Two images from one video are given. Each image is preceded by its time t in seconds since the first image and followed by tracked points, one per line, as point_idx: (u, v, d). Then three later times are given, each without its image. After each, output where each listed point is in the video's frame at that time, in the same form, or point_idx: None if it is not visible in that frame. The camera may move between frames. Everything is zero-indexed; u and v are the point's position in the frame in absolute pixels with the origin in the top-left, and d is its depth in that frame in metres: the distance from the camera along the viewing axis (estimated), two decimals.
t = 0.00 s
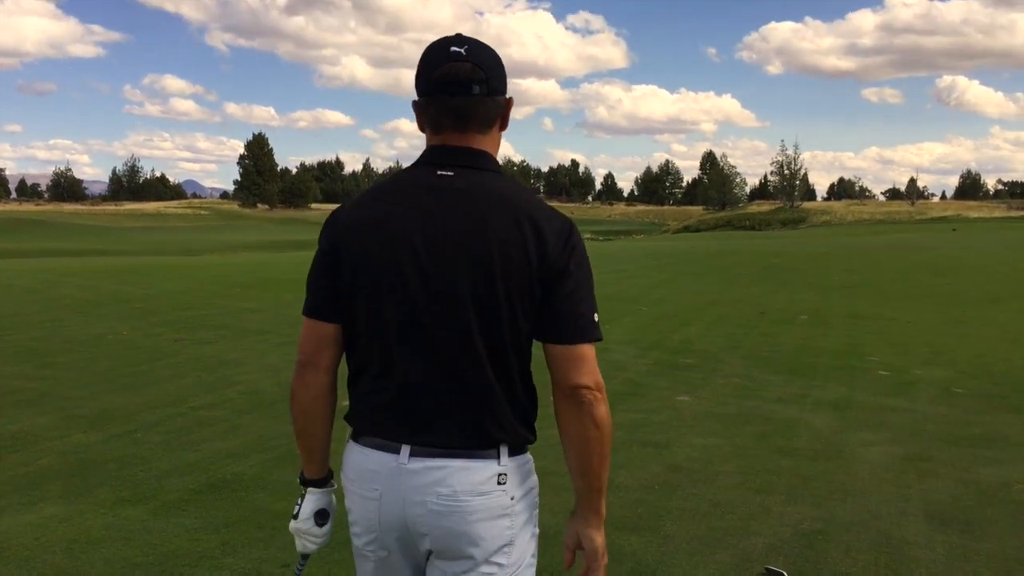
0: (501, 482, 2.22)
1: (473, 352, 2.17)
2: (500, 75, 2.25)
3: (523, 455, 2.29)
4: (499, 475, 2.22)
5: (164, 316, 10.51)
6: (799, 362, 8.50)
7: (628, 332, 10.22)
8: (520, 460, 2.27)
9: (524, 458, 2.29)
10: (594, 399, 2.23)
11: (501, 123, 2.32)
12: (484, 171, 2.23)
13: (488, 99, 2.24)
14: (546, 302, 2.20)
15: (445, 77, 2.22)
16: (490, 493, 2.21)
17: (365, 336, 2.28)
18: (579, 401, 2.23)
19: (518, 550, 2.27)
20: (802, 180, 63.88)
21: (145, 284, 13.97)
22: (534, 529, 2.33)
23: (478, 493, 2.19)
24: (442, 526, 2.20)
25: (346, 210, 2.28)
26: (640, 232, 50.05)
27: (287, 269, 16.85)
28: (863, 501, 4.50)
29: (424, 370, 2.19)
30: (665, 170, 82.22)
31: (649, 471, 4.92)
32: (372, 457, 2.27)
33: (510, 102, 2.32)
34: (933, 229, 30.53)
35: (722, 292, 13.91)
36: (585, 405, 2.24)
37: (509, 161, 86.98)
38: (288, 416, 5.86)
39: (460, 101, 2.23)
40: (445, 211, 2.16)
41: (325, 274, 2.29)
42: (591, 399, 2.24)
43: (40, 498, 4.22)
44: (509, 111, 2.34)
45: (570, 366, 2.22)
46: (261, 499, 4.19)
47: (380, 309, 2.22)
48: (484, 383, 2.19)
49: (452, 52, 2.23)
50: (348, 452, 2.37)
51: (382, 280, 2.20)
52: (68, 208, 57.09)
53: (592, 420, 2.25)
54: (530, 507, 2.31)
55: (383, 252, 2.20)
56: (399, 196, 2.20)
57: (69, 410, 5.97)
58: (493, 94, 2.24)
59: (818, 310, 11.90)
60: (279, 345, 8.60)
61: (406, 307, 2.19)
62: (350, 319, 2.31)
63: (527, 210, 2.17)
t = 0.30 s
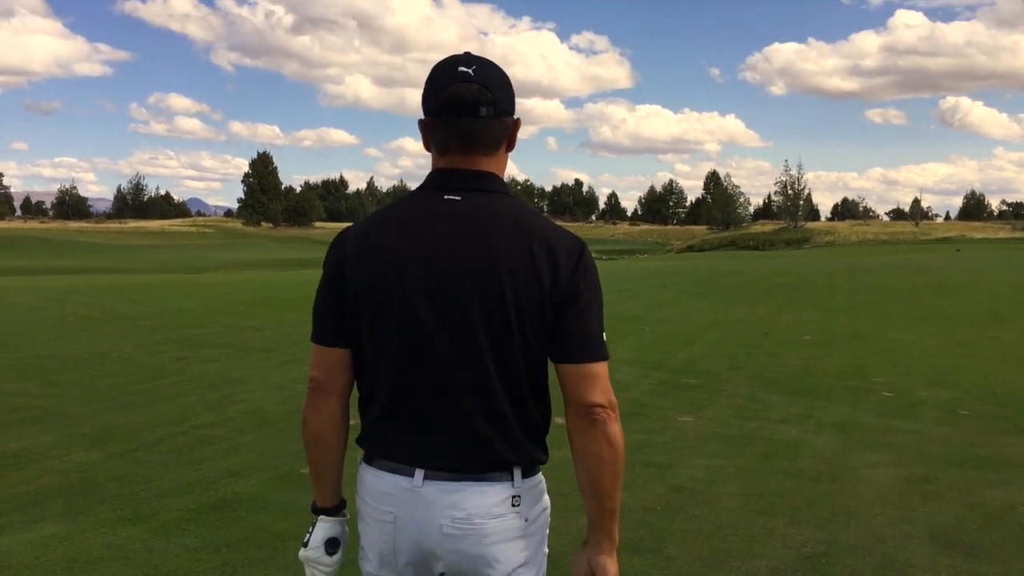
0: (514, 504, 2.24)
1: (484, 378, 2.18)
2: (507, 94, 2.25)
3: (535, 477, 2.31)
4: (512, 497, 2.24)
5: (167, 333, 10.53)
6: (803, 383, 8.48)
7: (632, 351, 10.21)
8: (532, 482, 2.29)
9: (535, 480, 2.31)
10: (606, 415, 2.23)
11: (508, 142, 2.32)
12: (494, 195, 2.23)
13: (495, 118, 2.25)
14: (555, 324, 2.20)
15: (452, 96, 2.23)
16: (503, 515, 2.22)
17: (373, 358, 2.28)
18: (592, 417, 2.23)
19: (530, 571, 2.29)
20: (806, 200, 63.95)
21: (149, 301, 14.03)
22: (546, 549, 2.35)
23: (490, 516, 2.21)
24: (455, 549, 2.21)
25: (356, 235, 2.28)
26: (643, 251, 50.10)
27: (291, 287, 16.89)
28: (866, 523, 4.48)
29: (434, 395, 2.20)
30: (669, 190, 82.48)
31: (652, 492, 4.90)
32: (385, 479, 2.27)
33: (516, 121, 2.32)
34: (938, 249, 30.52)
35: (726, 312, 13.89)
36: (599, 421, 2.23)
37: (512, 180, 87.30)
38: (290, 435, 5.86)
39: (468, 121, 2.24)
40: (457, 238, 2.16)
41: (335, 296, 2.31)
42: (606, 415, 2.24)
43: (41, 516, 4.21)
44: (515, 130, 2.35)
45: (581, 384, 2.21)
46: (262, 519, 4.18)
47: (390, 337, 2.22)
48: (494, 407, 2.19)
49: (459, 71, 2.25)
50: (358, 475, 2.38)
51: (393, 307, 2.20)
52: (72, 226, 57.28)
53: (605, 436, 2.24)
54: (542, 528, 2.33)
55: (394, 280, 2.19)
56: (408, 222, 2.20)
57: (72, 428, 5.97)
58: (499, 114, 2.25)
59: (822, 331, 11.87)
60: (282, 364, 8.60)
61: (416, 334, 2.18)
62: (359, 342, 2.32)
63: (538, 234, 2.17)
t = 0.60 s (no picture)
0: (525, 512, 2.24)
1: (491, 388, 2.15)
2: (501, 102, 2.27)
3: (544, 483, 2.32)
4: (523, 505, 2.24)
5: (167, 340, 10.53)
6: (803, 392, 8.47)
7: (632, 359, 10.21)
8: (542, 488, 2.31)
9: (544, 486, 2.32)
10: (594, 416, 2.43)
11: (503, 150, 2.34)
12: (498, 205, 2.23)
13: (490, 125, 2.26)
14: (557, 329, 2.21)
15: (447, 104, 2.24)
16: (514, 523, 2.23)
17: (377, 371, 2.24)
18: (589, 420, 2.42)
19: None
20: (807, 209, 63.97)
21: (150, 308, 14.04)
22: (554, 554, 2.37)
23: (502, 524, 2.21)
24: (466, 558, 2.21)
25: (357, 245, 2.23)
26: (644, 259, 50.08)
27: (291, 294, 16.90)
28: (866, 533, 4.47)
29: (440, 406, 2.16)
30: (669, 199, 82.57)
31: (651, 500, 4.90)
32: (395, 488, 2.26)
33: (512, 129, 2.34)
34: (940, 258, 30.52)
35: (727, 321, 13.89)
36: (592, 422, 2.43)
37: (513, 189, 87.40)
38: (290, 442, 5.86)
39: (462, 127, 2.25)
40: (464, 247, 2.13)
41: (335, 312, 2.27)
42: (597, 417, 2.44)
43: (39, 522, 4.21)
44: (509, 138, 2.36)
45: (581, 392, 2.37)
46: (260, 526, 4.18)
47: (395, 348, 2.18)
48: (502, 416, 2.17)
49: (453, 78, 2.25)
50: (365, 483, 2.36)
51: (398, 317, 2.16)
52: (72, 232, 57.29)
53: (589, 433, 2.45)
54: (550, 533, 2.35)
55: (399, 289, 2.15)
56: (414, 234, 2.17)
57: (71, 434, 5.97)
58: (495, 122, 2.26)
59: (822, 340, 11.87)
60: (282, 371, 8.60)
61: (422, 344, 2.14)
62: (360, 356, 2.28)
63: (544, 243, 2.18)
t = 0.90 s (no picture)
0: (524, 508, 2.25)
1: (492, 386, 2.15)
2: (483, 98, 2.27)
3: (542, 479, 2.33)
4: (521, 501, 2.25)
5: (163, 338, 10.52)
6: (798, 390, 8.49)
7: (628, 357, 10.22)
8: (539, 484, 2.32)
9: (542, 482, 2.33)
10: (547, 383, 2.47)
11: (485, 147, 2.34)
12: (488, 205, 2.25)
13: (471, 121, 2.25)
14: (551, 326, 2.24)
15: (427, 97, 2.24)
16: (514, 520, 2.23)
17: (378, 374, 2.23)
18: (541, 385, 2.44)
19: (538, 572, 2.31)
20: (803, 207, 64.06)
21: (145, 306, 14.01)
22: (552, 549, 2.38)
23: (501, 521, 2.22)
24: (467, 555, 2.21)
25: (356, 248, 2.22)
26: (640, 257, 50.08)
27: (287, 292, 16.87)
28: (861, 530, 4.49)
29: (441, 406, 2.16)
30: (666, 197, 82.64)
31: (647, 498, 4.91)
32: (394, 486, 2.26)
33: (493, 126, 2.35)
34: (935, 257, 30.63)
35: (723, 319, 13.91)
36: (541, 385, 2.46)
37: (510, 187, 87.38)
38: (285, 440, 5.85)
39: (443, 123, 2.25)
40: (466, 248, 2.14)
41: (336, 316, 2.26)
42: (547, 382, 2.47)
43: (34, 520, 4.20)
44: (491, 135, 2.36)
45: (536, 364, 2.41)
46: (255, 523, 4.18)
47: (393, 349, 2.17)
48: (504, 414, 2.18)
49: (434, 74, 2.25)
50: (364, 482, 2.36)
51: (398, 318, 2.15)
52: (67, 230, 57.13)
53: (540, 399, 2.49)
54: (548, 529, 2.36)
55: (399, 289, 2.14)
56: (415, 235, 2.17)
57: (66, 432, 5.96)
58: (476, 118, 2.26)
59: (817, 338, 11.90)
60: (278, 369, 8.59)
61: (423, 344, 2.14)
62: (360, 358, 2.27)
63: (540, 243, 2.21)
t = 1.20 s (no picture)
0: (514, 505, 2.24)
1: (481, 387, 2.15)
2: (468, 97, 2.24)
3: (533, 477, 2.32)
4: (511, 499, 2.24)
5: (157, 335, 10.48)
6: (793, 386, 8.50)
7: (624, 354, 10.22)
8: (529, 482, 2.30)
9: (533, 480, 2.32)
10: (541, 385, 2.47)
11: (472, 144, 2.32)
12: (475, 203, 2.23)
13: (456, 120, 2.23)
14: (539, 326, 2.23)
15: (411, 97, 2.22)
16: (503, 517, 2.22)
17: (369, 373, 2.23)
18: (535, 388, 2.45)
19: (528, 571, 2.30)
20: (798, 204, 64.16)
21: (139, 303, 13.96)
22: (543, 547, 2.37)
23: (490, 518, 2.20)
24: (455, 552, 2.20)
25: (349, 248, 2.22)
26: (636, 255, 50.09)
27: (283, 289, 16.85)
28: (856, 526, 4.50)
29: (430, 407, 2.16)
30: (661, 194, 82.69)
31: (642, 494, 4.91)
32: (385, 482, 2.26)
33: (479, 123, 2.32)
34: (929, 253, 30.74)
35: (718, 316, 13.92)
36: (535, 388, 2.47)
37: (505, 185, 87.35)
38: (279, 437, 5.84)
39: (426, 122, 2.22)
40: (455, 249, 2.13)
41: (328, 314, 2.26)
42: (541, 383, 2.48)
43: (28, 518, 4.19)
44: (478, 133, 2.33)
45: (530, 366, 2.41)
46: (250, 520, 4.17)
47: (384, 350, 2.17)
48: (493, 415, 2.17)
49: (419, 72, 2.22)
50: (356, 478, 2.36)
51: (389, 319, 2.14)
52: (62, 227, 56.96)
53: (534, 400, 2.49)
54: (539, 526, 2.35)
55: (390, 290, 2.14)
56: (404, 236, 2.16)
57: (61, 429, 5.94)
58: (461, 117, 2.24)
59: (813, 335, 11.92)
60: (273, 366, 8.57)
61: (412, 346, 2.13)
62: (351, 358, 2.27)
63: (529, 244, 2.19)
